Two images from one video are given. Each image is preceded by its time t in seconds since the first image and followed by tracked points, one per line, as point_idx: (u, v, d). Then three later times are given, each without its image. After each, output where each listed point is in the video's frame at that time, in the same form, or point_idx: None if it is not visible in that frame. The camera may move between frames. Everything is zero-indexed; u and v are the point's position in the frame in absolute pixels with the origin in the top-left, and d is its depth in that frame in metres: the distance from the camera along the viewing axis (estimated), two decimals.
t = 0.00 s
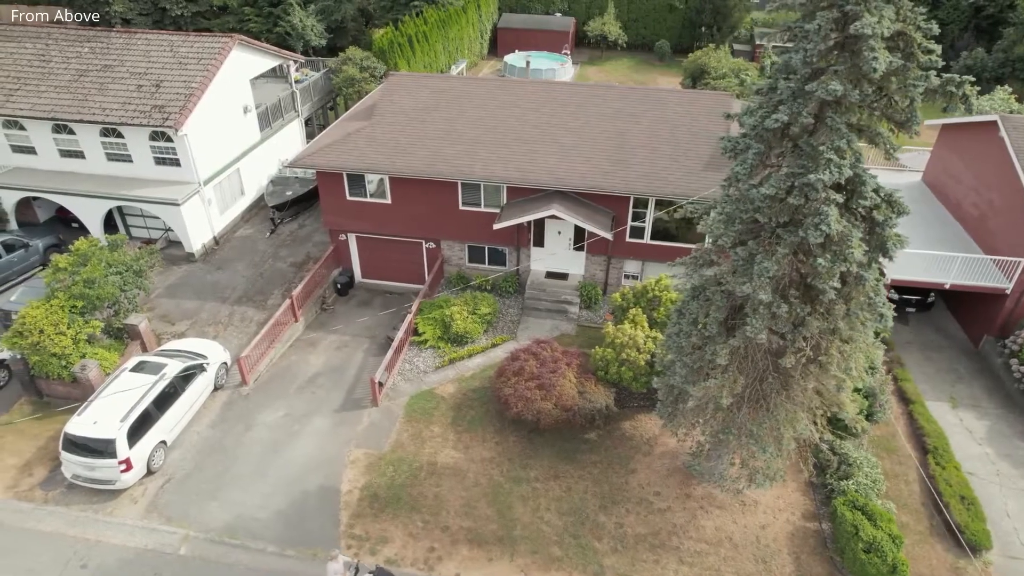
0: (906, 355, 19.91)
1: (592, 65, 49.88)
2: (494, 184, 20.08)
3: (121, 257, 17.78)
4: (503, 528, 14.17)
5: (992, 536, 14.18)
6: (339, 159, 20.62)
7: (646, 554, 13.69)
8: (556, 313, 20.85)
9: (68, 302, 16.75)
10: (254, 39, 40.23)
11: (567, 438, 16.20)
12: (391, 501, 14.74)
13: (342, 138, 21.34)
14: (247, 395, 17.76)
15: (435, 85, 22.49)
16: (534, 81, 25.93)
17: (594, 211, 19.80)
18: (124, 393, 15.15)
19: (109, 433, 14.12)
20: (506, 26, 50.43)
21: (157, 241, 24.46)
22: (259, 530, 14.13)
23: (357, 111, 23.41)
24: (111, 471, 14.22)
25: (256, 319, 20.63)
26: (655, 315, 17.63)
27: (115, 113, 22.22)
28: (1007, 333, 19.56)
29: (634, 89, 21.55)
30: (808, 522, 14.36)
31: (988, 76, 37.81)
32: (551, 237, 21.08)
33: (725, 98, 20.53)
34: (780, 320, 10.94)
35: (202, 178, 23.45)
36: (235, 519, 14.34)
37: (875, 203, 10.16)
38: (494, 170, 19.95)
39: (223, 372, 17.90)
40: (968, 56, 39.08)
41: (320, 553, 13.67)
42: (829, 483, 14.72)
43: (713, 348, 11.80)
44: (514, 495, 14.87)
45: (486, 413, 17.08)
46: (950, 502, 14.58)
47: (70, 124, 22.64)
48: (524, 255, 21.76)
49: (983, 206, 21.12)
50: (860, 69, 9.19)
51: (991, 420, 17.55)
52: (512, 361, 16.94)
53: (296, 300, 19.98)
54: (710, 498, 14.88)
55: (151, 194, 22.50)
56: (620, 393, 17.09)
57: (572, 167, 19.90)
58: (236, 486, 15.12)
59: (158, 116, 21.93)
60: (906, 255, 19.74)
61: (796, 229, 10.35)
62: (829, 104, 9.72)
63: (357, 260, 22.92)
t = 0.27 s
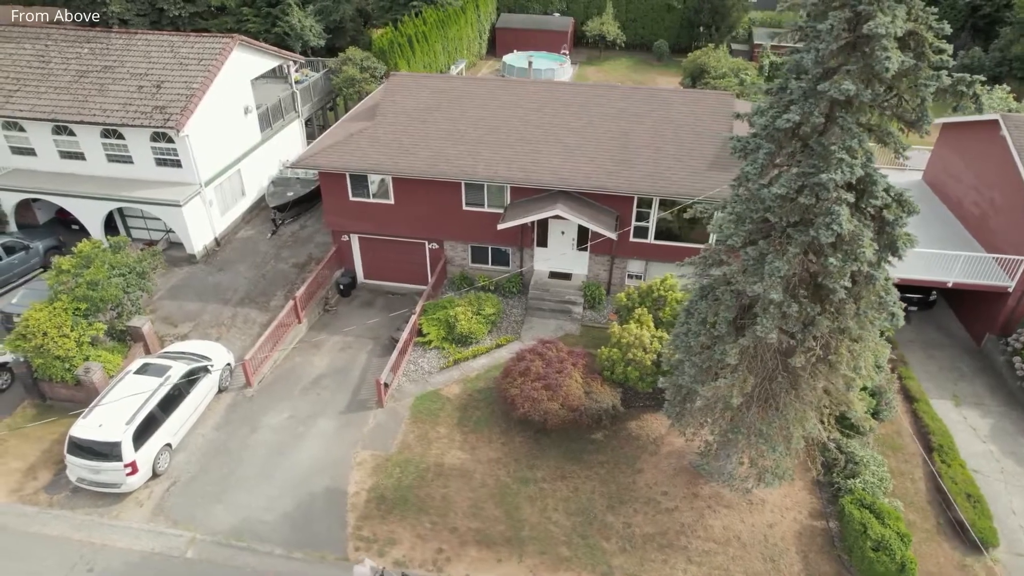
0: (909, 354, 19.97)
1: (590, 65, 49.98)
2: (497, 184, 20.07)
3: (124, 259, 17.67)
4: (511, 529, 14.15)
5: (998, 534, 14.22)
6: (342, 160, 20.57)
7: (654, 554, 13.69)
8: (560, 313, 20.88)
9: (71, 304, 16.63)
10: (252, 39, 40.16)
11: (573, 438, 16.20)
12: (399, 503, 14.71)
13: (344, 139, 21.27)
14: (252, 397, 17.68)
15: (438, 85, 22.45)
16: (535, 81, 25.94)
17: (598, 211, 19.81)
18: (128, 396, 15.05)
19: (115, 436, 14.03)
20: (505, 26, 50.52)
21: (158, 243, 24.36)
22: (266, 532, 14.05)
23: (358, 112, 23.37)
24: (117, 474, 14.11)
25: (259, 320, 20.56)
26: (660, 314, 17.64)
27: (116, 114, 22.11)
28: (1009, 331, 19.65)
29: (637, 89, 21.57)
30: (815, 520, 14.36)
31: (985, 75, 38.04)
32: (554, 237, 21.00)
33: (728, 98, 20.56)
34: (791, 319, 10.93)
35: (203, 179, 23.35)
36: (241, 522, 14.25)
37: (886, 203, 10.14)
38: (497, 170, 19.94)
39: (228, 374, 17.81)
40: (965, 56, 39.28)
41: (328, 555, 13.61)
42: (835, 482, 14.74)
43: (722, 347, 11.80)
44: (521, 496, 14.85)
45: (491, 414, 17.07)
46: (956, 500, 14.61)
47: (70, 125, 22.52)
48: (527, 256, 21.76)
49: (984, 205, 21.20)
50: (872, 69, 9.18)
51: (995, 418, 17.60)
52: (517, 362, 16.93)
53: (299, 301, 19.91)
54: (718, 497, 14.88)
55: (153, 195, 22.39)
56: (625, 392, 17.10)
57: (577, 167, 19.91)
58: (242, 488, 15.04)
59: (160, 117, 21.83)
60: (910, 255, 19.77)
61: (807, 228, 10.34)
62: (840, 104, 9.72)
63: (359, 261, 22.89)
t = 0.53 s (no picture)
0: (904, 349, 20.14)
1: (581, 65, 50.12)
2: (495, 185, 20.07)
3: (118, 263, 17.48)
4: (515, 530, 14.13)
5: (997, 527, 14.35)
6: (338, 161, 20.46)
7: (658, 552, 13.71)
8: (558, 313, 20.90)
9: (66, 310, 16.43)
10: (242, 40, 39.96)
11: (575, 438, 16.20)
12: (402, 505, 14.65)
13: (340, 140, 21.16)
14: (250, 401, 17.54)
15: (433, 86, 22.37)
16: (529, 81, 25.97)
17: (596, 211, 19.84)
18: (126, 402, 14.86)
19: (113, 443, 13.85)
20: (496, 26, 50.60)
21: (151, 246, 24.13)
22: (267, 538, 13.94)
23: (353, 113, 23.27)
24: (116, 481, 13.94)
25: (256, 324, 20.40)
26: (659, 313, 17.69)
27: (107, 116, 21.89)
28: (1002, 326, 19.88)
29: (633, 88, 21.62)
30: (817, 516, 14.43)
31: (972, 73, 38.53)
32: (551, 237, 21.02)
33: (724, 97, 20.66)
34: (795, 317, 10.98)
35: (197, 182, 23.16)
36: (242, 528, 14.12)
37: (889, 200, 10.20)
38: (494, 170, 19.94)
39: (225, 378, 17.66)
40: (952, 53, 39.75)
41: (331, 559, 13.52)
42: (836, 478, 14.83)
43: (726, 346, 11.84)
44: (524, 497, 14.83)
45: (492, 414, 17.04)
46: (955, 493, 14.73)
47: (61, 128, 22.25)
48: (525, 256, 21.76)
49: (977, 201, 21.39)
50: (876, 68, 9.24)
51: (990, 412, 17.79)
52: (518, 362, 16.93)
53: (296, 304, 19.79)
54: (720, 494, 14.93)
55: (145, 198, 22.16)
56: (626, 391, 17.14)
57: (574, 167, 19.94)
58: (243, 493, 14.91)
59: (152, 119, 21.63)
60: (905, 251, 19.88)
61: (811, 226, 10.38)
62: (842, 103, 9.78)
63: (355, 262, 22.80)
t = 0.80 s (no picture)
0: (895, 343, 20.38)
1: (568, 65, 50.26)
2: (488, 185, 20.07)
3: (109, 268, 17.23)
4: (516, 530, 14.12)
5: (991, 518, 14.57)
6: (331, 163, 20.34)
7: (660, 550, 13.77)
8: (554, 313, 20.95)
9: (57, 317, 16.15)
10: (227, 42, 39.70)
11: (574, 438, 16.22)
12: (402, 508, 14.58)
13: (332, 142, 21.01)
14: (245, 406, 17.36)
15: (425, 87, 22.28)
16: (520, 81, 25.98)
17: (590, 210, 19.89)
18: (120, 410, 14.64)
19: (108, 451, 13.65)
20: (483, 26, 50.63)
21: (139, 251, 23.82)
22: (267, 544, 13.81)
23: (344, 114, 23.15)
24: (112, 490, 13.74)
25: (249, 328, 20.21)
26: (655, 312, 17.77)
27: (94, 120, 21.59)
28: (989, 320, 20.22)
29: (625, 88, 21.69)
30: (815, 511, 14.55)
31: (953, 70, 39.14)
32: (545, 236, 21.05)
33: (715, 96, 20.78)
34: (795, 313, 11.07)
35: (186, 186, 22.90)
36: (241, 534, 13.98)
37: (887, 196, 10.29)
38: (488, 171, 19.96)
39: (220, 383, 17.47)
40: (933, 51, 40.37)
41: (333, 564, 13.43)
42: (834, 472, 14.94)
43: (727, 343, 11.92)
44: (525, 497, 14.82)
45: (490, 415, 17.02)
46: (950, 485, 14.92)
47: (46, 133, 21.90)
48: (519, 256, 21.75)
49: (964, 197, 21.67)
50: (874, 66, 9.34)
51: (981, 404, 18.05)
52: (516, 363, 16.94)
53: (289, 307, 19.64)
54: (719, 491, 15.01)
55: (134, 203, 21.88)
56: (624, 390, 17.20)
57: (567, 167, 20.00)
58: (241, 499, 14.76)
59: (140, 122, 21.37)
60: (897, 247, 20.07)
61: (811, 224, 10.46)
62: (840, 100, 9.88)
63: (348, 265, 22.66)
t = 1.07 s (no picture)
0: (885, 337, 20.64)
1: (554, 65, 50.37)
2: (482, 186, 20.06)
3: (99, 275, 16.96)
4: (519, 531, 14.11)
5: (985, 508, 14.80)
6: (322, 166, 20.20)
7: (662, 547, 13.83)
8: (548, 312, 20.98)
9: (47, 325, 15.88)
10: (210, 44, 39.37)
11: (573, 438, 16.24)
12: (403, 512, 14.51)
13: (323, 144, 20.87)
14: (241, 412, 17.18)
15: (415, 88, 22.18)
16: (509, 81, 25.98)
17: (583, 210, 19.94)
18: (115, 418, 14.43)
19: (104, 461, 13.45)
20: (468, 26, 50.61)
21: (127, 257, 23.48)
22: (268, 551, 13.68)
23: (333, 116, 23.00)
24: (108, 500, 13.53)
25: (242, 333, 20.01)
26: (651, 310, 17.86)
27: (79, 124, 21.28)
28: (977, 313, 20.53)
29: (615, 87, 21.77)
30: (814, 505, 14.70)
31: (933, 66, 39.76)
32: (538, 237, 21.00)
33: (705, 94, 20.93)
34: (795, 310, 11.18)
35: (175, 190, 22.62)
36: (241, 542, 13.84)
37: (886, 193, 10.41)
38: (481, 172, 19.97)
39: (215, 389, 17.28)
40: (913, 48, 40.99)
41: (335, 569, 13.35)
42: (831, 466, 15.10)
43: (727, 340, 12.00)
44: (526, 498, 14.82)
45: (489, 417, 17.00)
46: (944, 476, 15.13)
47: (30, 138, 21.55)
48: (512, 257, 21.76)
49: (950, 192, 22.00)
50: (872, 64, 9.46)
51: (971, 395, 18.34)
52: (513, 364, 16.94)
53: (283, 312, 19.48)
54: (719, 487, 15.11)
55: (122, 208, 21.57)
56: (621, 388, 17.26)
57: (560, 167, 20.05)
58: (240, 506, 14.61)
59: (127, 126, 21.09)
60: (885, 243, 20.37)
61: (810, 220, 10.57)
62: (838, 99, 10.00)
63: (340, 268, 22.54)
